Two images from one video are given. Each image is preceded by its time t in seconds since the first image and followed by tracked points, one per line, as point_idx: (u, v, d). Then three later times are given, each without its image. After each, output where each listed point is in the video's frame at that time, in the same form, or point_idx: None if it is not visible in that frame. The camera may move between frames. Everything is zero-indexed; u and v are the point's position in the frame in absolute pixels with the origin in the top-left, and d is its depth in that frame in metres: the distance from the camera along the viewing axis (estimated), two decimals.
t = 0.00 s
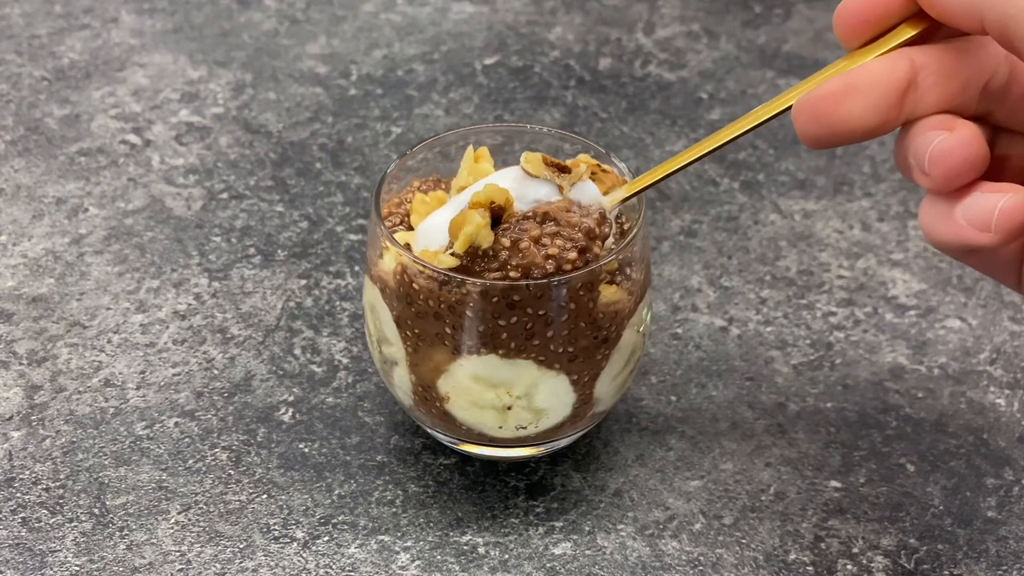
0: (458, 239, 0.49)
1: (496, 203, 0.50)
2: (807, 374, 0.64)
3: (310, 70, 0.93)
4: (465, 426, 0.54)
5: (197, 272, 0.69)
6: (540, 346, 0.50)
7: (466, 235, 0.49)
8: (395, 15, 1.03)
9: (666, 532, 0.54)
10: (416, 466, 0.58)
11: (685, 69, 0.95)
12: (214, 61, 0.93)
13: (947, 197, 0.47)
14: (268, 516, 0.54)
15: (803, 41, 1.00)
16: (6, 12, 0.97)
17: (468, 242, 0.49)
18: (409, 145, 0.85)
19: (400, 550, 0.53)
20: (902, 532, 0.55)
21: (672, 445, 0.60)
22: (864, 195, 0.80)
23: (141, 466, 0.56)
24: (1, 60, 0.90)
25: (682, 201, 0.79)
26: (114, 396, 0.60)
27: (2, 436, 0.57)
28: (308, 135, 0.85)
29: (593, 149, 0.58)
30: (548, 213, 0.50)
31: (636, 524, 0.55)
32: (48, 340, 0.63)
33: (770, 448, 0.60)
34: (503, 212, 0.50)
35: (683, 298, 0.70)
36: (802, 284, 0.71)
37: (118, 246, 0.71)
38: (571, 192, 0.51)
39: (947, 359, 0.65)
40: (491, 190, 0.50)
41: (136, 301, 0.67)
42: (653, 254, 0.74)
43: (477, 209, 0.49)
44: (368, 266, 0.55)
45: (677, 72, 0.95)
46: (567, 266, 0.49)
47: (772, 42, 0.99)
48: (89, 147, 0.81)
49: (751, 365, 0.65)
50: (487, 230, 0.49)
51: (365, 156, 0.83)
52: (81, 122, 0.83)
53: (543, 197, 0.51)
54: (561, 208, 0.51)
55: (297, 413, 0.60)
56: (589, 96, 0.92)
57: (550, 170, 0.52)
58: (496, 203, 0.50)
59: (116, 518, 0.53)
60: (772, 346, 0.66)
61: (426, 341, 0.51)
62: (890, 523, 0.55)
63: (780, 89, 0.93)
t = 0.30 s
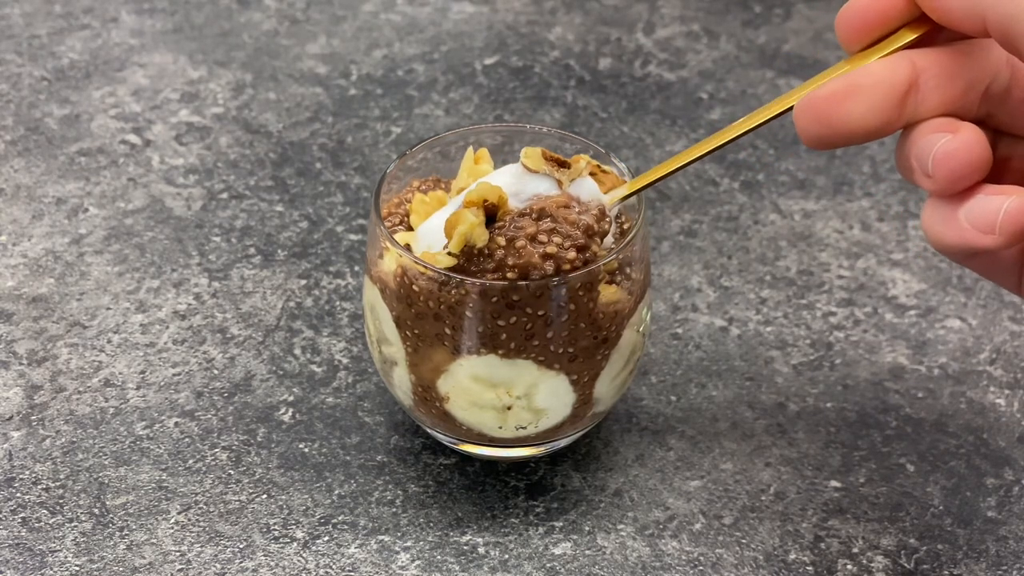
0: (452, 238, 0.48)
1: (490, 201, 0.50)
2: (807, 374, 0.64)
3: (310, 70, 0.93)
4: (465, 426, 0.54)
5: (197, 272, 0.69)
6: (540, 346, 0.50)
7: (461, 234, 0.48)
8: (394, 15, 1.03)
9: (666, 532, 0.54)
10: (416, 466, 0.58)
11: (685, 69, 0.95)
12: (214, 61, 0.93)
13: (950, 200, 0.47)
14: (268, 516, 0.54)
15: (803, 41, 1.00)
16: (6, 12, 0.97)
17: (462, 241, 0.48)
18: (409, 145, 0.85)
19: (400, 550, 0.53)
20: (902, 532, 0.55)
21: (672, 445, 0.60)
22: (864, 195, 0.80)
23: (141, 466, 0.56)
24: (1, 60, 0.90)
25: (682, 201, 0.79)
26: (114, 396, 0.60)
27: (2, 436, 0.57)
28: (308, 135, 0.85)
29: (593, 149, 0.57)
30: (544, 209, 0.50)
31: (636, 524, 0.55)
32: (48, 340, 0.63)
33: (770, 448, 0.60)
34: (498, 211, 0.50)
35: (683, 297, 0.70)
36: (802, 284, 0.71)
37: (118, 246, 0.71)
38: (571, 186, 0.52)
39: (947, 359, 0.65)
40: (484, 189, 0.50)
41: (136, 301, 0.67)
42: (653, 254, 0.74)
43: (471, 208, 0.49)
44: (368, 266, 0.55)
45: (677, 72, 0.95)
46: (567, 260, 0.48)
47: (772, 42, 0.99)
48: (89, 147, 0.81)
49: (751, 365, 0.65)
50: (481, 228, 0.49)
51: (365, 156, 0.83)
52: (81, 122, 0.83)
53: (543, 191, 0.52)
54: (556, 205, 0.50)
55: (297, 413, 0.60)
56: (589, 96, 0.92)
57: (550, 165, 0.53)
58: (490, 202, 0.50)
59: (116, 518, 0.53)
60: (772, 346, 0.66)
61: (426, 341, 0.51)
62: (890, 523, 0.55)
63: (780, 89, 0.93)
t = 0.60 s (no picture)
0: (445, 233, 0.48)
1: (481, 194, 0.50)
2: (807, 374, 0.64)
3: (310, 70, 0.93)
4: (465, 426, 0.54)
5: (197, 272, 0.69)
6: (540, 346, 0.50)
7: (453, 229, 0.48)
8: (394, 15, 1.03)
9: (666, 532, 0.54)
10: (417, 466, 0.58)
11: (685, 69, 0.95)
12: (214, 61, 0.93)
13: (945, 204, 0.47)
14: (268, 516, 0.54)
15: (803, 41, 1.00)
16: (6, 12, 0.97)
17: (455, 235, 0.48)
18: (408, 145, 0.85)
19: (400, 550, 0.53)
20: (902, 532, 0.55)
21: (672, 445, 0.60)
22: (864, 195, 0.80)
23: (141, 467, 0.56)
24: (1, 60, 0.90)
25: (682, 201, 0.79)
26: (114, 397, 0.60)
27: (2, 436, 0.57)
28: (308, 135, 0.85)
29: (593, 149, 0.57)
30: (539, 203, 0.50)
31: (636, 524, 0.55)
32: (48, 340, 0.63)
33: (770, 448, 0.60)
34: (491, 204, 0.50)
35: (683, 297, 0.70)
36: (802, 284, 0.71)
37: (118, 246, 0.71)
38: (569, 181, 0.52)
39: (947, 359, 0.65)
40: (474, 183, 0.50)
41: (136, 300, 0.67)
42: (653, 254, 0.74)
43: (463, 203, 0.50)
44: (368, 266, 0.55)
45: (677, 72, 0.95)
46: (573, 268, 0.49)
47: (772, 42, 0.99)
48: (89, 147, 0.81)
49: (751, 365, 0.65)
50: (473, 222, 0.48)
51: (365, 156, 0.83)
52: (81, 122, 0.83)
53: (541, 185, 0.51)
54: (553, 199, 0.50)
55: (297, 413, 0.60)
56: (589, 96, 0.92)
57: (549, 159, 0.52)
58: (481, 195, 0.50)
59: (116, 518, 0.53)
60: (772, 346, 0.66)
61: (426, 341, 0.51)
62: (890, 523, 0.55)
63: (780, 89, 0.93)
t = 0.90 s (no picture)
0: (443, 211, 0.48)
1: (476, 170, 0.50)
2: (807, 374, 0.64)
3: (310, 70, 0.93)
4: (465, 426, 0.54)
5: (197, 272, 0.69)
6: (540, 347, 0.50)
7: (451, 206, 0.48)
8: (394, 15, 1.03)
9: (666, 532, 0.54)
10: (416, 466, 0.58)
11: (685, 69, 0.95)
12: (214, 61, 0.93)
13: (951, 198, 0.47)
14: (268, 516, 0.54)
15: (803, 41, 0.99)
16: (6, 12, 0.97)
17: (453, 212, 0.48)
18: (408, 145, 0.85)
19: (400, 550, 0.53)
20: (902, 532, 0.55)
21: (672, 445, 0.60)
22: (864, 195, 0.80)
23: (141, 467, 0.56)
24: (1, 60, 0.90)
25: (682, 201, 0.79)
26: (114, 397, 0.60)
27: (2, 436, 0.57)
28: (308, 135, 0.85)
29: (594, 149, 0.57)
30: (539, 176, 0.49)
31: (636, 524, 0.55)
32: (48, 340, 0.63)
33: (770, 448, 0.60)
34: (487, 179, 0.51)
35: (683, 297, 0.70)
36: (802, 284, 0.71)
37: (118, 246, 0.71)
38: (573, 158, 0.52)
39: (947, 359, 0.65)
40: (468, 159, 0.50)
41: (136, 301, 0.67)
42: (653, 254, 0.74)
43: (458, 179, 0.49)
44: (368, 266, 0.55)
45: (677, 72, 0.95)
46: (574, 265, 0.49)
47: (772, 42, 0.99)
48: (89, 147, 0.81)
49: (751, 365, 0.65)
50: (470, 197, 0.48)
51: (365, 156, 0.83)
52: (81, 122, 0.83)
53: (545, 158, 0.52)
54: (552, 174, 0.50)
55: (297, 413, 0.60)
56: (589, 96, 0.92)
57: (555, 134, 0.53)
58: (477, 170, 0.50)
59: (116, 518, 0.53)
60: (772, 346, 0.66)
61: (426, 342, 0.51)
62: (890, 523, 0.55)
63: (780, 89, 0.93)
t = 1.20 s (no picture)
0: (458, 213, 0.47)
1: (492, 171, 0.48)
2: (807, 374, 0.64)
3: (310, 70, 0.93)
4: (465, 426, 0.54)
5: (197, 272, 0.69)
6: (540, 347, 0.50)
7: (466, 209, 0.47)
8: (394, 15, 1.03)
9: (666, 532, 0.54)
10: (416, 466, 0.58)
11: (685, 69, 0.95)
12: (214, 61, 0.93)
13: (965, 191, 0.48)
14: (268, 516, 0.54)
15: (803, 41, 0.99)
16: (6, 12, 0.97)
17: (468, 215, 0.47)
18: (408, 145, 0.85)
19: (400, 550, 0.53)
20: (902, 532, 0.55)
21: (672, 445, 0.60)
22: (864, 195, 0.80)
23: (141, 466, 0.56)
24: (1, 60, 0.90)
25: (682, 201, 0.79)
26: (114, 396, 0.60)
27: (2, 436, 0.57)
28: (308, 135, 0.85)
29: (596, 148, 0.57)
30: (555, 175, 0.48)
31: (636, 524, 0.55)
32: (48, 340, 0.63)
33: (770, 448, 0.60)
34: (503, 180, 0.48)
35: (683, 298, 0.70)
36: (802, 284, 0.71)
37: (118, 246, 0.71)
38: (588, 152, 0.51)
39: (947, 359, 0.65)
40: (484, 160, 0.48)
41: (136, 301, 0.67)
42: (653, 254, 0.74)
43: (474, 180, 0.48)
44: (368, 266, 0.55)
45: (677, 72, 0.95)
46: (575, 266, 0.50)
47: (772, 42, 0.99)
48: (89, 147, 0.81)
49: (751, 365, 0.65)
50: (486, 201, 0.47)
51: (365, 156, 0.83)
52: (81, 122, 0.83)
53: (559, 152, 0.50)
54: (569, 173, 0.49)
55: (297, 413, 0.60)
56: (589, 97, 0.92)
57: (569, 126, 0.51)
58: (493, 172, 0.48)
59: (116, 518, 0.53)
60: (772, 346, 0.66)
61: (426, 342, 0.51)
62: (890, 523, 0.55)
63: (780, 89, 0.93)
